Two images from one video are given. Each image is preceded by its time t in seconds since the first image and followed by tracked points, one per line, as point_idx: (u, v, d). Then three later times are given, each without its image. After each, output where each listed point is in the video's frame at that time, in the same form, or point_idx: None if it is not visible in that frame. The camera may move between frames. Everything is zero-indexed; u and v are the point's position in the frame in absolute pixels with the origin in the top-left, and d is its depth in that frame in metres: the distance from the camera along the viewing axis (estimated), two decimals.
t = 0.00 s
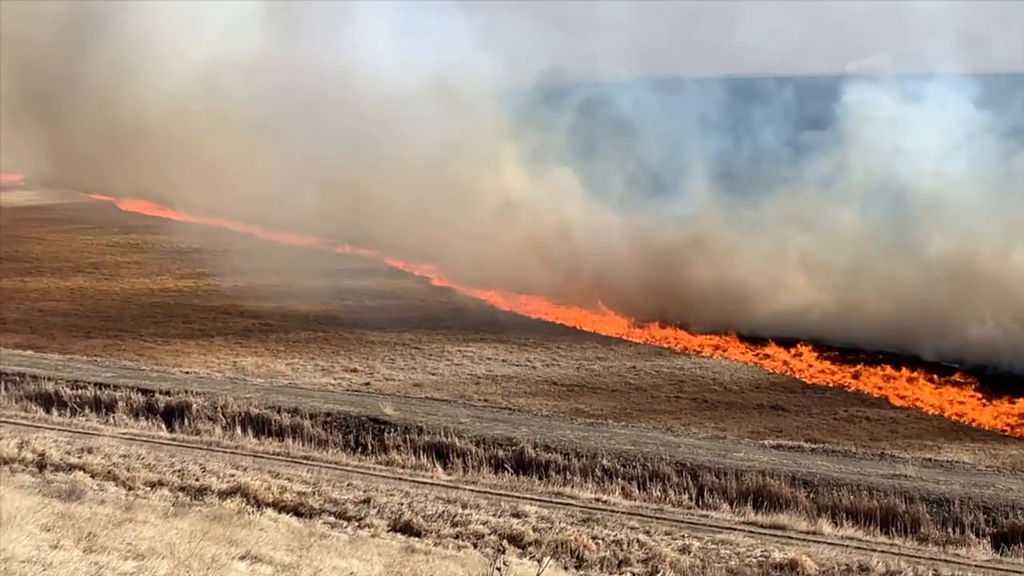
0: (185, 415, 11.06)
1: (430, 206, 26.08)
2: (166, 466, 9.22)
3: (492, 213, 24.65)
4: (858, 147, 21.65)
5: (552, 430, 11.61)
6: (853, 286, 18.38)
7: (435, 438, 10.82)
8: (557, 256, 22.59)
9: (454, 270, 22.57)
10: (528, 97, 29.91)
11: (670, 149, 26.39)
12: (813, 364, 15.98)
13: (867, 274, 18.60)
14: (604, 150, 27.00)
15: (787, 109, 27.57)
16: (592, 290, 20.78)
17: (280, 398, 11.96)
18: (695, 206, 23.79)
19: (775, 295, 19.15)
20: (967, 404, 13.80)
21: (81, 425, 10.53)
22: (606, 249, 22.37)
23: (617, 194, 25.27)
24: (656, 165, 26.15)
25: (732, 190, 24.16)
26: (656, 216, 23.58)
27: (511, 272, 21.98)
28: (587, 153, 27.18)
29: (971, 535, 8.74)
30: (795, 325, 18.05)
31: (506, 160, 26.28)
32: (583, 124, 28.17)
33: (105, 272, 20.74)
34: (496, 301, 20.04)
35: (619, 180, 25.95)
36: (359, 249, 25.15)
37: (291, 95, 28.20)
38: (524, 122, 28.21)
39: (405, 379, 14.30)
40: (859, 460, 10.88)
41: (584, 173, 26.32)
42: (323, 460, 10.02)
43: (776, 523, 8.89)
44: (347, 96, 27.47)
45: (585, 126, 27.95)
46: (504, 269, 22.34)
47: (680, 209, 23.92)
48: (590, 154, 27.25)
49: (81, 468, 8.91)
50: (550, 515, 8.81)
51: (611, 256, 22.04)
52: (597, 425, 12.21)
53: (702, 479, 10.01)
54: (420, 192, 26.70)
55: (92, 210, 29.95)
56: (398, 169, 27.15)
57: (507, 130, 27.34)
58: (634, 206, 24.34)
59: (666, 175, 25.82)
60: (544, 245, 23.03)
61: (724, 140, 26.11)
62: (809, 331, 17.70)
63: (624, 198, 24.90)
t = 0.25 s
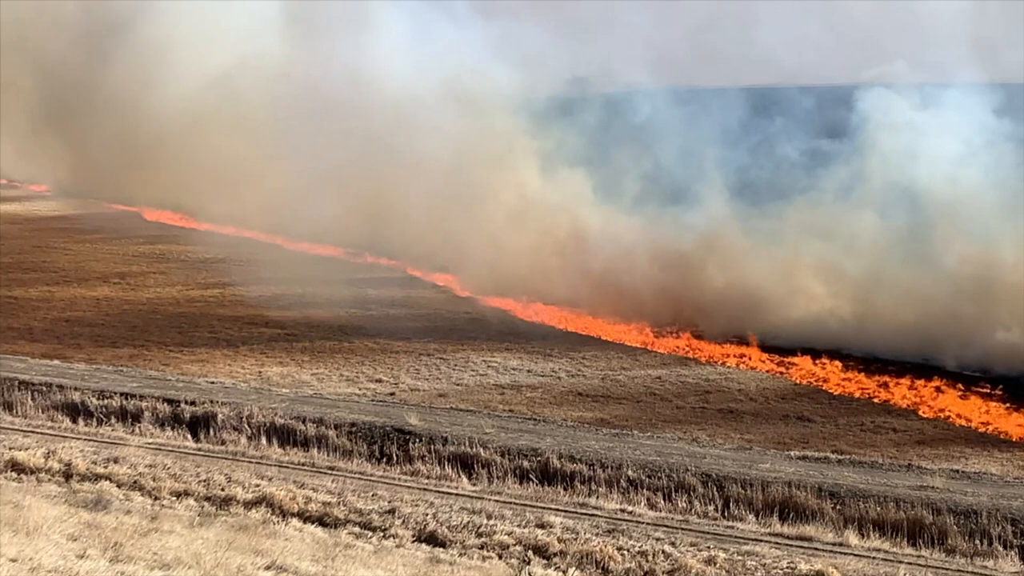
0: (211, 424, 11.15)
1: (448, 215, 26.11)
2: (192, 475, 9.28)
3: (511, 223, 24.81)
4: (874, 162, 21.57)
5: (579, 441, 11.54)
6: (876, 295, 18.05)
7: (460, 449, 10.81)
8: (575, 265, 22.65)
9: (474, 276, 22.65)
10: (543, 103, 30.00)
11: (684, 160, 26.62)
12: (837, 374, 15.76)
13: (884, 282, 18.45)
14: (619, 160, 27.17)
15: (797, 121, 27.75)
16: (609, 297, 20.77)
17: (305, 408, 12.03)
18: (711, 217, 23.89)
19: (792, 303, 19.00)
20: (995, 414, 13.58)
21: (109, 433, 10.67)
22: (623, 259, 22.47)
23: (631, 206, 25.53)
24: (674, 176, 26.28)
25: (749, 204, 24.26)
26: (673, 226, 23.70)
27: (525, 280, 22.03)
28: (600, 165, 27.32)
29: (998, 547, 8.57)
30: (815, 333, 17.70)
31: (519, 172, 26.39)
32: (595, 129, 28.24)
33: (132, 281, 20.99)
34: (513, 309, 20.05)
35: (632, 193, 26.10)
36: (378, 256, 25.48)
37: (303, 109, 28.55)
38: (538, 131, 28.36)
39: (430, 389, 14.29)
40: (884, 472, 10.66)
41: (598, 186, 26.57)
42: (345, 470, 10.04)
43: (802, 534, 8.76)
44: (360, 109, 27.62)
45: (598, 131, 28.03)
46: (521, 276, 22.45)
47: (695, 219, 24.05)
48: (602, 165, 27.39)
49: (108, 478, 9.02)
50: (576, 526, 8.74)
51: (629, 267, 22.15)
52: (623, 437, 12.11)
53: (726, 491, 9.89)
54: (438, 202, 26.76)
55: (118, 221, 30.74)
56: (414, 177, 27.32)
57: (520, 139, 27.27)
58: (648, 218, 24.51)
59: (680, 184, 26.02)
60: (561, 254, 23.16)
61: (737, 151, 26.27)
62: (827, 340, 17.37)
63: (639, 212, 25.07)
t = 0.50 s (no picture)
0: (179, 464, 10.06)
1: (458, 212, 24.49)
2: (156, 526, 8.49)
3: (533, 222, 22.77)
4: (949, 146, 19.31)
5: (620, 484, 10.43)
6: (964, 306, 16.14)
7: (479, 493, 9.85)
8: (605, 269, 20.43)
9: (488, 279, 20.48)
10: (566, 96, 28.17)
11: (733, 144, 23.69)
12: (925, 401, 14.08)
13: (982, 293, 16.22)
14: (663, 148, 24.40)
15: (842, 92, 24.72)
16: (654, 310, 18.64)
17: (294, 446, 10.90)
18: (766, 208, 21.30)
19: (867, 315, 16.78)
20: None
21: (56, 474, 9.49)
22: (663, 264, 19.97)
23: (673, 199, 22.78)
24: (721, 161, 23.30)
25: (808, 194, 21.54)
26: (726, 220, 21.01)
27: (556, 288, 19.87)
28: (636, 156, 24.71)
29: None
30: (899, 352, 15.98)
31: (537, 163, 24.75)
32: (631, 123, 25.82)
33: (86, 293, 18.78)
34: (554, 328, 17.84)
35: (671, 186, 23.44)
36: (384, 260, 23.04)
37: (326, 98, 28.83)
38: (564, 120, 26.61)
39: (439, 420, 12.88)
40: (994, 524, 9.76)
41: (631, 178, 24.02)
42: (343, 519, 9.12)
43: None
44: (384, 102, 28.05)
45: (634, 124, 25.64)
46: (552, 284, 20.29)
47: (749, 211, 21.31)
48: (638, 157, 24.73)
49: (54, 528, 8.14)
50: None
51: (672, 269, 19.66)
52: (675, 478, 10.76)
53: (801, 546, 9.04)
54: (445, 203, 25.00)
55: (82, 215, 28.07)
56: (424, 176, 26.16)
57: (538, 128, 25.88)
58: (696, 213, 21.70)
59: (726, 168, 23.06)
60: (592, 255, 20.96)
61: (787, 133, 23.55)
62: (914, 362, 15.63)
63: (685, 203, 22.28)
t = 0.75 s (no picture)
0: (187, 496, 7.81)
1: (483, 206, 19.30)
2: (164, 564, 6.67)
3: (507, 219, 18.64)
4: None
5: (669, 518, 7.87)
6: None
7: (517, 529, 7.48)
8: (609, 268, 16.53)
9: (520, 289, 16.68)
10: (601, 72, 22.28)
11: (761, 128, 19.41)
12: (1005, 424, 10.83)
13: None
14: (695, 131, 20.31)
15: (896, 90, 21.21)
16: (690, 313, 14.90)
17: (313, 478, 8.35)
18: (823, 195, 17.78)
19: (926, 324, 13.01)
20: None
21: (52, 506, 7.50)
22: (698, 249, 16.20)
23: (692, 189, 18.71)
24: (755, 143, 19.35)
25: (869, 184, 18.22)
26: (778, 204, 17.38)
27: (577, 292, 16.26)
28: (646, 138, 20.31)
29: None
30: (966, 356, 12.39)
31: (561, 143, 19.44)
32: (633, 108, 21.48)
33: (86, 308, 15.09)
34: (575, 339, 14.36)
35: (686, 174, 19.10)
36: (399, 269, 18.76)
37: (242, 64, 23.76)
38: (599, 106, 20.76)
39: (478, 452, 9.48)
40: None
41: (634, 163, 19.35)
42: (368, 558, 6.98)
43: None
44: (394, 60, 21.56)
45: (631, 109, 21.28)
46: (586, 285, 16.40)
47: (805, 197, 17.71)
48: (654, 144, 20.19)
49: (52, 567, 6.48)
50: None
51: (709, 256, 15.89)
52: (733, 513, 8.14)
53: None
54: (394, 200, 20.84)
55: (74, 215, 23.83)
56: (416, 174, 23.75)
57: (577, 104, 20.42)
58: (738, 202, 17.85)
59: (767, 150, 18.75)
60: (594, 249, 17.07)
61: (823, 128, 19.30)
62: (984, 378, 12.04)
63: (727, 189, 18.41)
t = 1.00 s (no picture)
0: (201, 528, 6.65)
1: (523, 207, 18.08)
2: None
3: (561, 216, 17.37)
4: None
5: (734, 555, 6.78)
6: None
7: (562, 565, 6.32)
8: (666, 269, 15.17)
9: (554, 301, 15.29)
10: (646, 62, 20.59)
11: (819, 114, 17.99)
12: None
13: None
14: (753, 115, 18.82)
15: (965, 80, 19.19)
16: (745, 326, 13.55)
17: (340, 507, 7.20)
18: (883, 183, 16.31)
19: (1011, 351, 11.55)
20: None
21: (55, 539, 6.50)
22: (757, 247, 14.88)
23: (749, 180, 17.26)
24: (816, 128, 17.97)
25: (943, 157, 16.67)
26: (836, 199, 16.09)
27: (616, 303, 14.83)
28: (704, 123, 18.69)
29: None
30: None
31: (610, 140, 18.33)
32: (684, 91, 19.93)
33: (92, 320, 13.64)
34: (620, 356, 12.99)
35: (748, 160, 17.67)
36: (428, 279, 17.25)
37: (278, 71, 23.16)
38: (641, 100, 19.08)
39: (519, 479, 8.31)
40: None
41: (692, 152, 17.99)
42: None
43: None
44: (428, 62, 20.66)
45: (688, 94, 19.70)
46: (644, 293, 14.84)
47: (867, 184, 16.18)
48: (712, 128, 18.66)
49: None
50: None
51: (764, 255, 14.62)
52: (805, 549, 7.02)
53: None
54: (437, 206, 19.86)
55: (75, 218, 22.16)
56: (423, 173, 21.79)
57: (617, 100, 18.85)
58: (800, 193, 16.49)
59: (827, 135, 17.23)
60: (651, 246, 15.72)
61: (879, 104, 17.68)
62: None
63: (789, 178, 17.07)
